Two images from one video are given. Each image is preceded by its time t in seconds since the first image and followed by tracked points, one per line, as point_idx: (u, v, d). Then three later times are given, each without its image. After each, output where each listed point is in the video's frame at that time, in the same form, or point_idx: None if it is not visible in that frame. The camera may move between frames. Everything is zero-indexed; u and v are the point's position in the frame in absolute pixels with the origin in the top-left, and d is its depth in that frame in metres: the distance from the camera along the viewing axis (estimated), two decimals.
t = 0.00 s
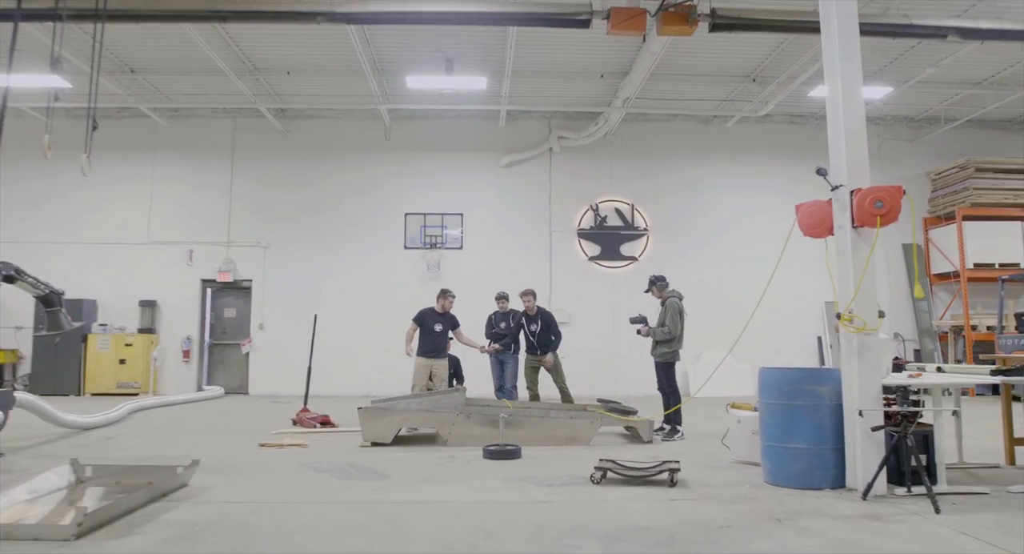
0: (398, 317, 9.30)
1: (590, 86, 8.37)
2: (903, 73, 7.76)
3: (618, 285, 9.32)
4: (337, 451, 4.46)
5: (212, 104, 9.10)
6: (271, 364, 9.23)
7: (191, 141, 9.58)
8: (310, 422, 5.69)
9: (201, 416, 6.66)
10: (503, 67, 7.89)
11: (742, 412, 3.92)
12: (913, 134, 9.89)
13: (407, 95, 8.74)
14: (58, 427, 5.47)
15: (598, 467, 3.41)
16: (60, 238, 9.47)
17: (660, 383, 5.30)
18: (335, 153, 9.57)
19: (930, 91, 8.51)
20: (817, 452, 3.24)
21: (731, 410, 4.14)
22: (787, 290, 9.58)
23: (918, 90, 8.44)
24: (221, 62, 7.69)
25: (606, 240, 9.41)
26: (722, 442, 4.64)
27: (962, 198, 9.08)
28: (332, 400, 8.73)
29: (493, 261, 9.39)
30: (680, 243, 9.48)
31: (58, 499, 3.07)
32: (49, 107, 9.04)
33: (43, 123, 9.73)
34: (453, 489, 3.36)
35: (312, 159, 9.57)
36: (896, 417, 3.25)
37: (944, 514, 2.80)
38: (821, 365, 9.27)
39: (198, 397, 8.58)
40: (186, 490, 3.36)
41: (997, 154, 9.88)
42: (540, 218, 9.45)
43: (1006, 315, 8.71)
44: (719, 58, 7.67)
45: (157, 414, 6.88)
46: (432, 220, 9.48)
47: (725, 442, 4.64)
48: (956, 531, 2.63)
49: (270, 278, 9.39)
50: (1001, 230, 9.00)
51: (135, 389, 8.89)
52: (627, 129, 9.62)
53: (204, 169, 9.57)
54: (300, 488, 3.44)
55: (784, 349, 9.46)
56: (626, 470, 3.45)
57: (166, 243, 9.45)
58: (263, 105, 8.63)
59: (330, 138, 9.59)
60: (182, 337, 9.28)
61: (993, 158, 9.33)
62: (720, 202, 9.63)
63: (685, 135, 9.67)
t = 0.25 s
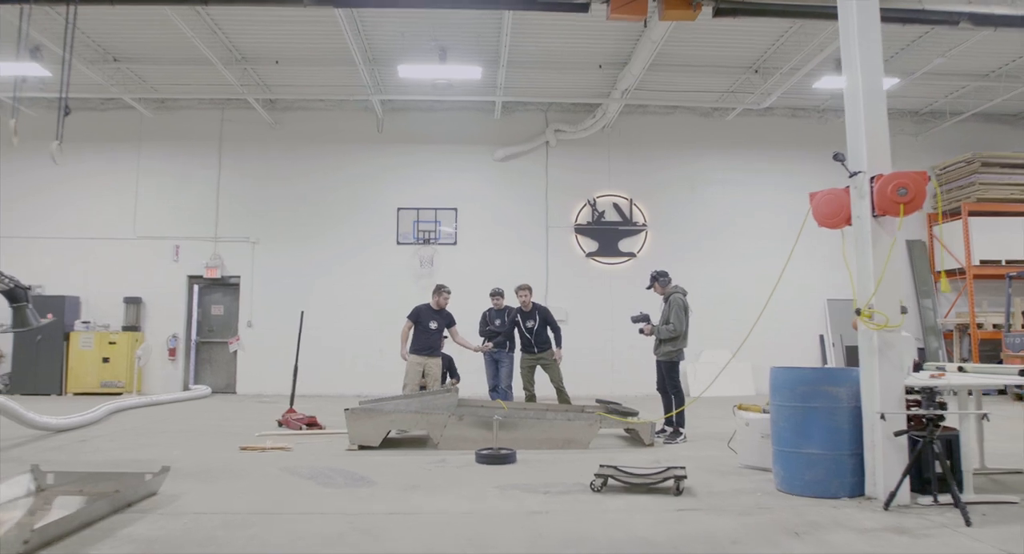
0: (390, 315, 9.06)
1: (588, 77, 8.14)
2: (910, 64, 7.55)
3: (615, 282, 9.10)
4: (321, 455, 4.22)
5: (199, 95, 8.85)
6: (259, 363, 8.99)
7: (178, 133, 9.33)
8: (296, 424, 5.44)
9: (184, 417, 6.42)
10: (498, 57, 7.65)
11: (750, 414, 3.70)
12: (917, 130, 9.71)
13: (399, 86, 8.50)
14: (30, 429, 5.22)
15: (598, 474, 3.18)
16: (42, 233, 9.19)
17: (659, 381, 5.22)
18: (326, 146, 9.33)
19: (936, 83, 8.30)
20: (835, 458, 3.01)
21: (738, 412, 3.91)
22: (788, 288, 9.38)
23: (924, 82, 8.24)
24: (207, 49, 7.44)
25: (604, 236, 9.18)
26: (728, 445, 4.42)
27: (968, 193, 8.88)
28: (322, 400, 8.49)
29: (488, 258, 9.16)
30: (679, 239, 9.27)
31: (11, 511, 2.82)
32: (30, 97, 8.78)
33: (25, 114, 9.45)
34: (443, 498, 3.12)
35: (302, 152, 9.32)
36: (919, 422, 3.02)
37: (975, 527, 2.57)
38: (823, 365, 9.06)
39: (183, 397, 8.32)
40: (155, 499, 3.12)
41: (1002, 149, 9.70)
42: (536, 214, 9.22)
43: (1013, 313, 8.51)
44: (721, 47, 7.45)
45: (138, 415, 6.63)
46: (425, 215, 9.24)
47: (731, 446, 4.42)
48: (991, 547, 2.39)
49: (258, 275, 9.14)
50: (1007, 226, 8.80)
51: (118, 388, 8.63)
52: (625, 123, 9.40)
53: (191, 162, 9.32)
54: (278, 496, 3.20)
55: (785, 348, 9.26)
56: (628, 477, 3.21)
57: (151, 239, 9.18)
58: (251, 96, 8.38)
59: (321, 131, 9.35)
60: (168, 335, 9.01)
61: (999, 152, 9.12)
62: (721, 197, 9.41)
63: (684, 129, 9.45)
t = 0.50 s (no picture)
0: (384, 313, 8.82)
1: (587, 68, 7.91)
2: (918, 55, 7.34)
3: (614, 279, 8.88)
4: (306, 461, 3.99)
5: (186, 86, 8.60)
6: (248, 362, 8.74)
7: (164, 126, 9.08)
8: (282, 427, 5.21)
9: (168, 419, 6.18)
10: (494, 46, 7.41)
11: (761, 419, 3.50)
12: (921, 124, 9.53)
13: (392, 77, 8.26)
14: (4, 432, 4.98)
15: (601, 484, 2.95)
16: (23, 228, 8.92)
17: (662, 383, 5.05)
18: (317, 139, 9.08)
19: (943, 76, 8.10)
20: (857, 468, 2.79)
21: (747, 415, 3.68)
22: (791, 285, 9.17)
23: (931, 74, 8.04)
24: (193, 38, 7.19)
25: (603, 232, 8.95)
26: (737, 452, 4.19)
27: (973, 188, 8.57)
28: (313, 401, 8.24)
29: (484, 254, 8.92)
30: (679, 235, 9.05)
31: None
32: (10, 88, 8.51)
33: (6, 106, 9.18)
34: (433, 510, 2.89)
35: (292, 145, 9.07)
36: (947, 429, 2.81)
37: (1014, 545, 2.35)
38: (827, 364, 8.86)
39: (170, 397, 8.05)
40: (122, 511, 2.88)
41: (1008, 144, 9.50)
42: (533, 209, 9.00)
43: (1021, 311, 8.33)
44: (724, 37, 7.22)
45: (119, 417, 6.38)
46: (419, 210, 9.00)
47: (740, 452, 4.19)
48: None
49: (247, 271, 8.89)
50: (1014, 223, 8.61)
51: (102, 388, 8.37)
52: (624, 116, 9.17)
53: (178, 155, 9.06)
54: (256, 508, 2.97)
55: (788, 347, 9.05)
56: (633, 487, 2.98)
57: (136, 234, 8.92)
58: (238, 87, 8.12)
59: (312, 123, 9.10)
60: (154, 334, 8.76)
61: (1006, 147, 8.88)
62: (722, 192, 9.19)
63: (685, 122, 9.22)
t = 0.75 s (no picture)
0: (376, 311, 8.58)
1: (586, 59, 7.69)
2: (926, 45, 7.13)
3: (613, 277, 8.65)
4: (290, 469, 3.75)
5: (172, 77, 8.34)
6: (236, 362, 8.49)
7: (150, 118, 8.81)
8: (267, 430, 4.97)
9: (150, 421, 5.94)
10: (490, 36, 7.17)
11: (774, 423, 3.30)
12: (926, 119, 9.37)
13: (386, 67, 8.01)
14: None
15: (605, 496, 2.72)
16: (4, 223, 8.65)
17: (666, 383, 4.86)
18: (308, 133, 8.83)
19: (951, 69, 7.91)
20: (881, 479, 2.57)
21: (759, 420, 3.46)
22: (794, 283, 8.96)
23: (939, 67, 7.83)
24: (178, 26, 6.93)
25: (601, 228, 8.73)
26: (746, 458, 3.98)
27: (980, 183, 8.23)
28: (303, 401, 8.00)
29: (479, 251, 8.69)
30: (679, 232, 8.83)
31: None
32: None
33: None
34: (424, 525, 2.67)
35: (282, 139, 8.82)
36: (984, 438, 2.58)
37: None
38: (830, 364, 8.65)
39: (154, 397, 7.80)
40: (86, 525, 2.65)
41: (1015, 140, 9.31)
42: (530, 204, 8.76)
43: None
44: (728, 27, 7.00)
45: (100, 419, 6.14)
46: (412, 206, 8.76)
47: (749, 459, 3.97)
48: None
49: (235, 268, 8.64)
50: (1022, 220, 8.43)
51: (85, 389, 8.12)
52: (623, 110, 8.94)
53: (164, 149, 8.80)
54: (232, 522, 2.74)
55: (791, 346, 8.84)
56: (640, 499, 2.75)
57: (121, 230, 8.65)
58: (226, 77, 7.87)
59: (302, 116, 8.85)
60: (139, 333, 8.50)
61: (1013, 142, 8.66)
62: (724, 188, 8.97)
63: (685, 116, 9.00)
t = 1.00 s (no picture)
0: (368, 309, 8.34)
1: (585, 49, 7.45)
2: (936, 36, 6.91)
3: (612, 274, 8.42)
4: (271, 477, 3.51)
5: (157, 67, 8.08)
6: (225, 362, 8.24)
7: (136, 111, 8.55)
8: (251, 433, 4.72)
9: (130, 424, 5.68)
10: (486, 24, 6.93)
11: (790, 429, 3.07)
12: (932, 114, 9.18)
13: (378, 58, 7.76)
14: None
15: (611, 510, 2.47)
16: None
17: (671, 385, 4.63)
18: (299, 126, 8.57)
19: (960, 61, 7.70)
20: (914, 491, 2.34)
21: (772, 425, 3.23)
22: (798, 281, 8.74)
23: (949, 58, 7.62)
24: (162, 13, 6.67)
25: (600, 224, 8.49)
26: (757, 465, 3.75)
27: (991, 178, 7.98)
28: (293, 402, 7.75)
29: (475, 247, 8.45)
30: (680, 228, 8.60)
31: None
32: None
33: None
34: (413, 541, 2.43)
35: (272, 132, 8.57)
36: None
37: None
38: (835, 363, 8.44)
39: (140, 398, 7.54)
40: (41, 543, 2.41)
41: None
42: (527, 200, 8.52)
43: None
44: (732, 16, 6.77)
45: (78, 422, 5.87)
46: (406, 201, 8.51)
47: (760, 466, 3.74)
48: None
49: (223, 265, 8.38)
50: None
51: (68, 389, 7.86)
52: (623, 103, 8.70)
53: (150, 142, 8.54)
54: (202, 538, 2.50)
55: (795, 346, 8.62)
56: (649, 514, 2.51)
57: (105, 226, 8.39)
58: (213, 68, 7.61)
59: (293, 108, 8.59)
60: (124, 331, 8.24)
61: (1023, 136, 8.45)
62: (726, 183, 8.75)
63: (686, 109, 8.77)
